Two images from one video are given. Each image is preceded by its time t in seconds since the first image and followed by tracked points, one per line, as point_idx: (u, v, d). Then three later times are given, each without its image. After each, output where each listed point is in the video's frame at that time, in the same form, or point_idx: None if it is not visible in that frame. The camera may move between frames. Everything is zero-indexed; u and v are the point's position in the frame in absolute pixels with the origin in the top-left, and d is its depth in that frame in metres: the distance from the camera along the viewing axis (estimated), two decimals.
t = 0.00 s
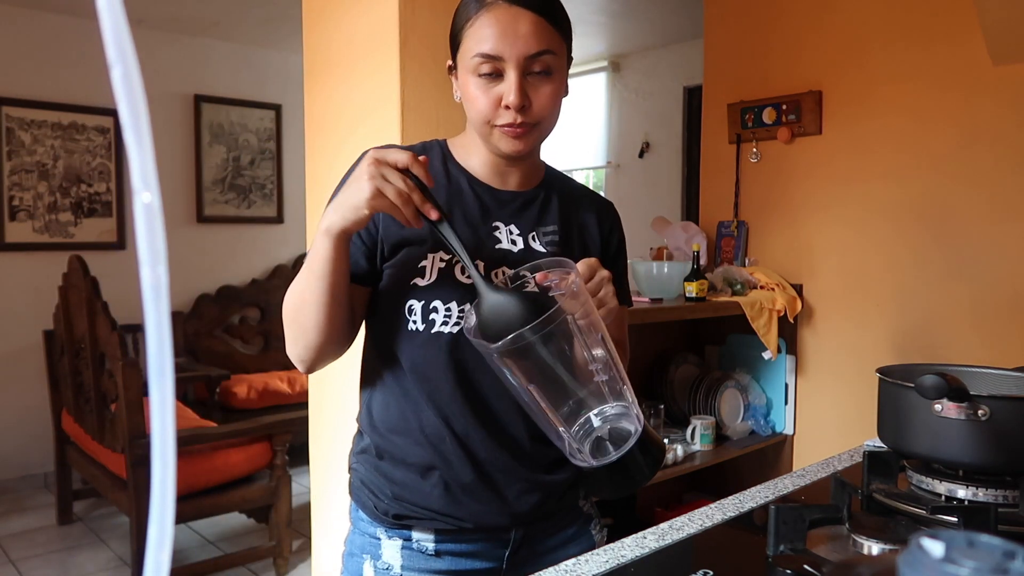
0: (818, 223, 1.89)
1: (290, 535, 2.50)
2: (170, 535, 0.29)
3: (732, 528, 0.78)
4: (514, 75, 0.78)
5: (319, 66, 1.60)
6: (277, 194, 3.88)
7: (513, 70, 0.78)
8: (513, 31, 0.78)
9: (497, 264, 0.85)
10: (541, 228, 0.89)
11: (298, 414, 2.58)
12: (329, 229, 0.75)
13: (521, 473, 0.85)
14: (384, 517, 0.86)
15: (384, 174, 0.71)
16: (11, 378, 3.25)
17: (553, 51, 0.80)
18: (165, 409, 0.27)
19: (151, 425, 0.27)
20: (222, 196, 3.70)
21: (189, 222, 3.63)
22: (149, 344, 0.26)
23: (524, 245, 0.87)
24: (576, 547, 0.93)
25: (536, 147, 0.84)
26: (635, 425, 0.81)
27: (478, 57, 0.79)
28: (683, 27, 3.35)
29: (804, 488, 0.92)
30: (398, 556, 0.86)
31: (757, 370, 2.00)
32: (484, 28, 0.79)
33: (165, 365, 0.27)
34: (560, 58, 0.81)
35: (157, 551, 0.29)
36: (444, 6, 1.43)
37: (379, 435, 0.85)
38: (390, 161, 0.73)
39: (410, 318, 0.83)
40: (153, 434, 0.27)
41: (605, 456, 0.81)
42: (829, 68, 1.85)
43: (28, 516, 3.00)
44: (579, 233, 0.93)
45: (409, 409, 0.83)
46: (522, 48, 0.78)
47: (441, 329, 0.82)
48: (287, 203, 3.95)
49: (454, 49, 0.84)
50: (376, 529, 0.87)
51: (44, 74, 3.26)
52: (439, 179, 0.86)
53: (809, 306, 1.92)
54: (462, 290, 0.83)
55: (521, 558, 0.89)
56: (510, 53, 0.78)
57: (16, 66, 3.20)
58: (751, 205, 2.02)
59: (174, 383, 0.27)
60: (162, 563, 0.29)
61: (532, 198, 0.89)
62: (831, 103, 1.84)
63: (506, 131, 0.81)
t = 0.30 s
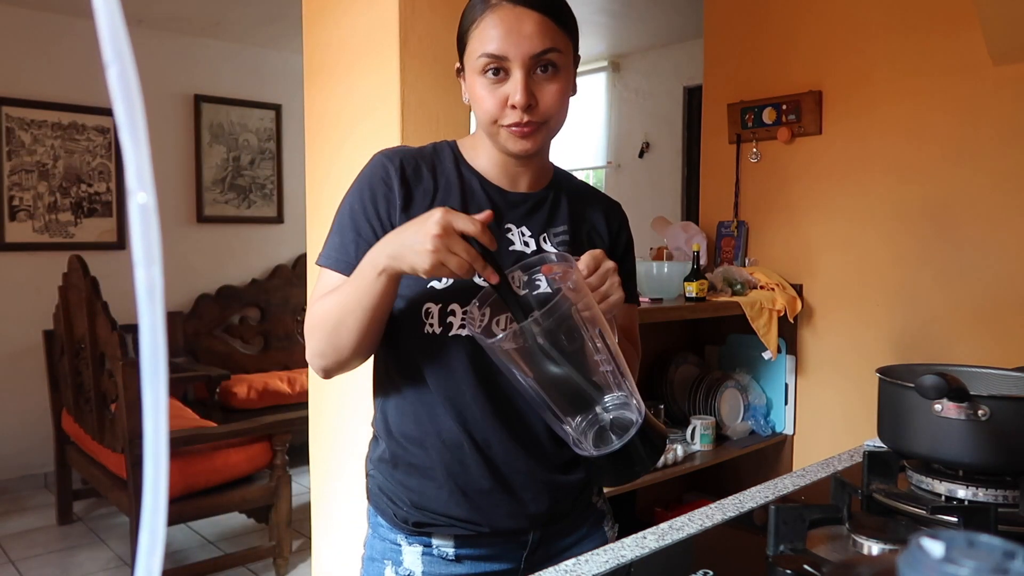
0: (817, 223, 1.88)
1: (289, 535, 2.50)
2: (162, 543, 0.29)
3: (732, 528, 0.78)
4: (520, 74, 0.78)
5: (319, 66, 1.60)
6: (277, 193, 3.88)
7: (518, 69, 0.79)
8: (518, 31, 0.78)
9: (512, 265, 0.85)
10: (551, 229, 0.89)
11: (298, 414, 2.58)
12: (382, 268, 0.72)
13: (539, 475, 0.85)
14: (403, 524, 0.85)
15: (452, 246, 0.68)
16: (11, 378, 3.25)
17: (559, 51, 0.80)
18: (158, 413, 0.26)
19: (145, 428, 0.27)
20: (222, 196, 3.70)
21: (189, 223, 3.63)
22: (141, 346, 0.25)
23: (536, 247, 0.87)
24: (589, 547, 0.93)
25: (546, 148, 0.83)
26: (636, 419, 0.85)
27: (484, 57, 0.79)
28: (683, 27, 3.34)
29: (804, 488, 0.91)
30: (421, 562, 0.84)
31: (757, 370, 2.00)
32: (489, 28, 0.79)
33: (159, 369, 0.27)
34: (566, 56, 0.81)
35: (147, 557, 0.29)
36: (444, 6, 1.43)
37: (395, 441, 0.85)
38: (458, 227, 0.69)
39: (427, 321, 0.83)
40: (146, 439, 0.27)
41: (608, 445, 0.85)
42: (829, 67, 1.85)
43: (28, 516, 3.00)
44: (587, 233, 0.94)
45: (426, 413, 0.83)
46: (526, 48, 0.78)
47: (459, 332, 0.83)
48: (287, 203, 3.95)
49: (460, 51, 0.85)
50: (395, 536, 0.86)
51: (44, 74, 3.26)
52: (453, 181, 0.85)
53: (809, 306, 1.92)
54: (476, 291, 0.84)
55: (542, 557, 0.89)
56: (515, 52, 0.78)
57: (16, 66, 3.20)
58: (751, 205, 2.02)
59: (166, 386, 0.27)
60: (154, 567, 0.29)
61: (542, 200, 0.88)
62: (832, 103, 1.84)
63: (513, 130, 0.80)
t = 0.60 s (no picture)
0: (817, 223, 1.89)
1: (289, 535, 2.50)
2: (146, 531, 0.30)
3: (732, 528, 0.78)
4: (526, 74, 0.79)
5: (319, 66, 1.60)
6: (277, 194, 3.88)
7: (524, 69, 0.79)
8: (523, 30, 0.78)
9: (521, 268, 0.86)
10: (559, 231, 0.89)
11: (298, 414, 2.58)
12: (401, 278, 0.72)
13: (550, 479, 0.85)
14: (412, 530, 0.85)
15: (475, 259, 0.69)
16: (11, 377, 3.25)
17: (564, 49, 0.80)
18: (144, 407, 0.27)
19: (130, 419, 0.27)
20: (222, 196, 3.70)
21: (189, 223, 3.63)
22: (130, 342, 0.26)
23: (544, 248, 0.87)
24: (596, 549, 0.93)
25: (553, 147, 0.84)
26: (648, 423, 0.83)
27: (489, 58, 0.79)
28: (682, 27, 3.34)
29: (804, 488, 0.91)
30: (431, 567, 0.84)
31: (757, 370, 2.00)
32: (493, 29, 0.79)
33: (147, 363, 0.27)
34: (570, 54, 0.81)
35: (132, 541, 0.29)
36: (443, 6, 1.43)
37: (404, 446, 0.85)
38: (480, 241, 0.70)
39: (436, 324, 0.83)
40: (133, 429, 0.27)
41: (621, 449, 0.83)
42: (829, 67, 1.85)
43: (28, 516, 3.00)
44: (594, 235, 0.93)
45: (435, 417, 0.83)
46: (531, 47, 0.78)
47: (468, 335, 0.83)
48: (287, 203, 3.95)
49: (463, 52, 0.85)
50: (404, 541, 0.85)
51: (44, 74, 3.26)
52: (460, 184, 0.85)
53: (809, 306, 1.92)
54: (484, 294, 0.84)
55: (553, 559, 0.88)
56: (520, 52, 0.78)
57: (16, 66, 3.20)
58: (751, 205, 2.02)
59: (154, 376, 0.27)
60: (138, 553, 0.30)
61: (549, 201, 0.88)
62: (832, 103, 1.84)
63: (520, 131, 0.80)
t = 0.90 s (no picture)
0: (818, 223, 1.89)
1: (290, 535, 2.50)
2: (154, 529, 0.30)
3: (732, 528, 0.78)
4: (518, 56, 0.79)
5: (319, 66, 1.60)
6: (277, 194, 3.89)
7: (516, 50, 0.79)
8: (517, 13, 0.79)
9: (517, 271, 0.85)
10: (557, 229, 0.88)
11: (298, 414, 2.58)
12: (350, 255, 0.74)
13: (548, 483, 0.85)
14: (410, 531, 0.85)
15: (384, 210, 0.68)
16: (11, 378, 3.24)
17: (559, 36, 0.80)
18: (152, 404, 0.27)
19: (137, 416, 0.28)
20: (222, 196, 3.70)
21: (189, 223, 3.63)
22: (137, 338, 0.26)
23: (541, 249, 0.87)
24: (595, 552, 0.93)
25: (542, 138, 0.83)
26: (602, 454, 0.78)
27: (483, 38, 0.80)
28: (682, 27, 3.35)
29: (804, 488, 0.92)
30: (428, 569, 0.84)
31: (757, 370, 2.00)
32: (489, 10, 0.80)
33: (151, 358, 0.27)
34: (566, 41, 0.81)
35: (141, 539, 0.30)
36: (443, 6, 1.43)
37: (402, 448, 0.85)
38: (386, 188, 0.68)
39: (434, 331, 0.83)
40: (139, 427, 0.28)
41: (578, 472, 0.79)
42: (828, 68, 1.85)
43: (28, 516, 3.00)
44: (594, 234, 0.93)
45: (435, 420, 0.83)
46: (525, 30, 0.79)
47: (466, 342, 0.83)
48: (287, 203, 3.95)
49: (460, 39, 0.85)
50: (401, 542, 0.86)
51: (44, 74, 3.26)
52: (452, 186, 0.85)
53: (809, 306, 1.92)
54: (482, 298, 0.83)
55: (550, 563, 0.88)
56: (514, 33, 0.79)
57: (16, 65, 3.19)
58: (751, 205, 2.02)
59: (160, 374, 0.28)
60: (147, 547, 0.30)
61: (545, 198, 0.88)
62: (832, 103, 1.84)
63: (509, 115, 0.80)
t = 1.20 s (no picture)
0: (817, 223, 1.89)
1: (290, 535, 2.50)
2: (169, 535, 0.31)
3: (732, 528, 0.78)
4: (498, 63, 0.78)
5: (319, 66, 1.60)
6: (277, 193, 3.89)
7: (496, 58, 0.78)
8: (498, 16, 0.78)
9: (499, 275, 0.85)
10: (541, 230, 0.87)
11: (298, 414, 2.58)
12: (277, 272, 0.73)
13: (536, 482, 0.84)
14: (396, 529, 0.84)
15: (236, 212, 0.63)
16: (11, 378, 3.24)
17: (541, 41, 0.80)
18: (165, 411, 0.28)
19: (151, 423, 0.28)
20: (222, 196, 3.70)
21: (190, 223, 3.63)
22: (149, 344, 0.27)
23: (525, 250, 0.86)
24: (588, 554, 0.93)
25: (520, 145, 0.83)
26: (585, 463, 0.80)
27: (463, 43, 0.79)
28: (682, 27, 3.35)
29: (804, 488, 0.91)
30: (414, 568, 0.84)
31: (757, 370, 2.00)
32: (469, 13, 0.79)
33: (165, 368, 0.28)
34: (547, 44, 0.81)
35: (154, 554, 0.30)
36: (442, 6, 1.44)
37: (389, 444, 0.85)
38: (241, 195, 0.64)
39: (415, 343, 0.84)
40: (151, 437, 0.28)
41: (562, 483, 0.80)
42: (828, 67, 1.85)
43: (28, 516, 3.00)
44: (583, 233, 0.92)
45: (424, 418, 0.83)
46: (506, 34, 0.78)
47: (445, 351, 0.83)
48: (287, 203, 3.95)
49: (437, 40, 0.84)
50: (388, 541, 0.85)
51: (44, 74, 3.26)
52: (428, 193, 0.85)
53: (809, 306, 1.92)
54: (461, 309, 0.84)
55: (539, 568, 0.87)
56: (495, 39, 0.78)
57: (16, 65, 3.19)
58: (751, 205, 2.02)
59: (173, 384, 0.28)
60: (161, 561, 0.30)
61: (528, 199, 0.87)
62: (831, 103, 1.84)
63: (491, 123, 0.80)
